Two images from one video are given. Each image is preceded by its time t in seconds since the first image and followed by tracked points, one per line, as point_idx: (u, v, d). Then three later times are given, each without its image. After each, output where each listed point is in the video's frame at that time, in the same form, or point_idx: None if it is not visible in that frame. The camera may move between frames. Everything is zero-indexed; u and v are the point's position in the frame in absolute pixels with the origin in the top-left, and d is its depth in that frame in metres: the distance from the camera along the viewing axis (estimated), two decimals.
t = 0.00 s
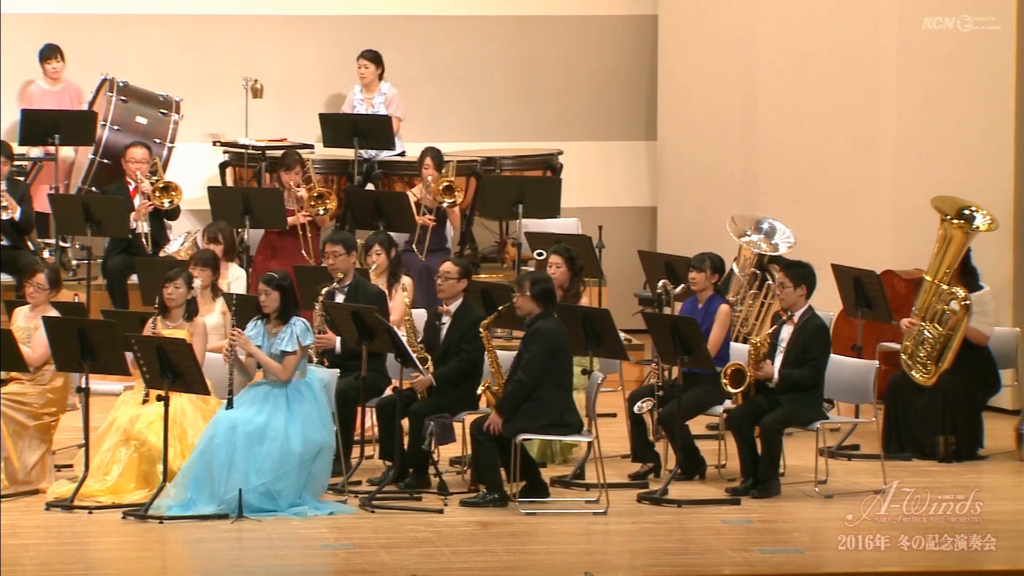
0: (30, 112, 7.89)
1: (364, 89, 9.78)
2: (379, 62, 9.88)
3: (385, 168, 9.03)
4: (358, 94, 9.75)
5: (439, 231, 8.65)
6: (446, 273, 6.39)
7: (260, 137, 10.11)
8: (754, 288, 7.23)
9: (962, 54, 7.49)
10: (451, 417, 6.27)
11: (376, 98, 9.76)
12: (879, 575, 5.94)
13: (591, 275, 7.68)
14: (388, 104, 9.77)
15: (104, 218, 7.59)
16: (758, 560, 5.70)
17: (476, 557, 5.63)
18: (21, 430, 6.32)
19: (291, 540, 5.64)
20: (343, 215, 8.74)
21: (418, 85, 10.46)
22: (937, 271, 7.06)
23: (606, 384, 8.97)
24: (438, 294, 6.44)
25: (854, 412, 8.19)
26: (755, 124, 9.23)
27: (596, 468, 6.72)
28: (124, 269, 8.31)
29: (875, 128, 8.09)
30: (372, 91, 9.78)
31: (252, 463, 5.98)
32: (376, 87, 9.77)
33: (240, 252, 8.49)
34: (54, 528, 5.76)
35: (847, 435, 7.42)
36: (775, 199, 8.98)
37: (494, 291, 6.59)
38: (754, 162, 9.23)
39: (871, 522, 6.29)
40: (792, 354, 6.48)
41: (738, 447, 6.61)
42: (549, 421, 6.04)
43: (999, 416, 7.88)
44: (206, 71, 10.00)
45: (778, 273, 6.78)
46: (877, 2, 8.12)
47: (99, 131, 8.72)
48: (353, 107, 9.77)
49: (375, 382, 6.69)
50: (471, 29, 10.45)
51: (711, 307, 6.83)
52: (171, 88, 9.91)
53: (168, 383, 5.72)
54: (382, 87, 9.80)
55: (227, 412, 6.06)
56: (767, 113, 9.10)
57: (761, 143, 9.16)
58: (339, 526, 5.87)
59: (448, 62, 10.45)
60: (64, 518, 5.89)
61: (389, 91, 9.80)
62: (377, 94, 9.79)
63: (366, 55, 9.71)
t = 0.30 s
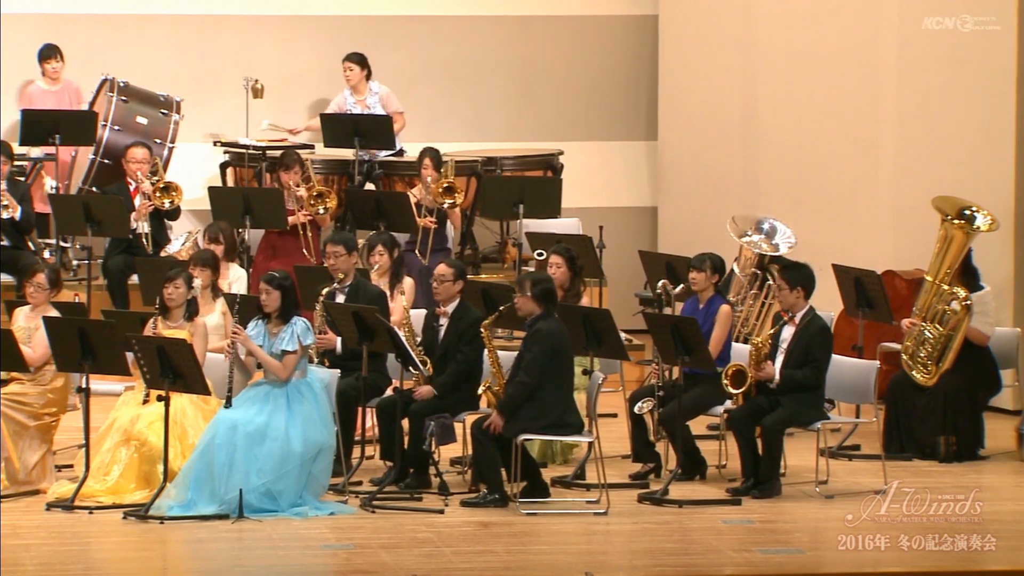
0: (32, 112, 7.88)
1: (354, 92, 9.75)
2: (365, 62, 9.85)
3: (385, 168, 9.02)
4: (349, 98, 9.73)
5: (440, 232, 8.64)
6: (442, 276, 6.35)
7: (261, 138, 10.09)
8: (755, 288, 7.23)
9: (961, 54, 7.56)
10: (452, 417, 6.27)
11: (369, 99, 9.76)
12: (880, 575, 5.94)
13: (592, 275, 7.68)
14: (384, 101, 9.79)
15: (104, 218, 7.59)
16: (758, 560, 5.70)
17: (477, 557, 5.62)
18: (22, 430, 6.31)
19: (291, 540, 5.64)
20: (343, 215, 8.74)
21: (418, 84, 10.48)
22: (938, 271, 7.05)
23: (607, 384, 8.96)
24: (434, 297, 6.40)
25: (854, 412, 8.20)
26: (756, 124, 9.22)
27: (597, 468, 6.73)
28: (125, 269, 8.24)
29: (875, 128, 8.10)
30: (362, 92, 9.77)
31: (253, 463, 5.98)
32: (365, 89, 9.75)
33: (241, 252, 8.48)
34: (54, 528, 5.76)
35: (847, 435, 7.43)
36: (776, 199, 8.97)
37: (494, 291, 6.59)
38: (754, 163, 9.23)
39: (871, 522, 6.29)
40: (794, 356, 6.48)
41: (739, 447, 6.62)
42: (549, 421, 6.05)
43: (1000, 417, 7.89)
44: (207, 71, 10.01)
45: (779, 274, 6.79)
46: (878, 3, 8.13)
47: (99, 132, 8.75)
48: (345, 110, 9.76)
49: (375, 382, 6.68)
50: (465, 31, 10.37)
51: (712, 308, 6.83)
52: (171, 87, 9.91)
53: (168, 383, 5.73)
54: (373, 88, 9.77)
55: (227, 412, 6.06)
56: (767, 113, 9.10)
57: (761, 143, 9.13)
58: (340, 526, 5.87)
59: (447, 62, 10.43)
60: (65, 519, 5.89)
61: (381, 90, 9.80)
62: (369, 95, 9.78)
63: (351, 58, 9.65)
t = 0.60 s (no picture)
0: (35, 113, 7.87)
1: (352, 96, 9.77)
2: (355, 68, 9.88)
3: (388, 168, 9.02)
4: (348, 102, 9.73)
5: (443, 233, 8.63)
6: (441, 278, 6.34)
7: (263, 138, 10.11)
8: (757, 288, 7.22)
9: (960, 53, 7.61)
10: (454, 418, 6.28)
11: (367, 101, 9.77)
12: None
13: (594, 275, 7.68)
14: (383, 99, 9.82)
15: (106, 218, 7.58)
16: (761, 561, 5.69)
17: (479, 558, 5.62)
18: (25, 430, 6.30)
19: (294, 541, 5.64)
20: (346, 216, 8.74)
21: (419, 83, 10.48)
22: (941, 272, 7.03)
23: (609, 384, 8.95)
24: (434, 299, 6.41)
25: (857, 412, 8.19)
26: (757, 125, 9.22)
27: (599, 468, 6.75)
28: (126, 270, 8.26)
29: (877, 129, 8.10)
30: (359, 96, 9.78)
31: (255, 463, 5.98)
32: (362, 91, 9.77)
33: (243, 253, 8.47)
34: (56, 529, 5.76)
35: (849, 436, 7.43)
36: (777, 199, 8.97)
37: (496, 292, 6.56)
38: (755, 162, 9.23)
39: (873, 522, 6.29)
40: (797, 356, 6.47)
41: (741, 448, 6.63)
42: (551, 421, 6.05)
43: (1002, 417, 7.89)
44: (209, 72, 10.02)
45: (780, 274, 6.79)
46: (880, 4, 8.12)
47: (102, 132, 8.75)
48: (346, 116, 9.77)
49: (377, 382, 6.67)
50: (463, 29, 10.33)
51: (713, 308, 6.85)
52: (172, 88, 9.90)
53: (171, 383, 5.73)
54: (369, 90, 9.78)
55: (230, 413, 6.06)
56: (768, 114, 9.10)
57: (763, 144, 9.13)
58: (342, 527, 5.87)
59: (447, 61, 10.37)
60: (66, 520, 5.89)
61: (378, 90, 9.79)
62: (366, 96, 9.79)
63: (343, 62, 9.66)
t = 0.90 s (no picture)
0: (38, 114, 7.86)
1: (354, 98, 9.67)
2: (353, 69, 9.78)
3: (392, 169, 9.01)
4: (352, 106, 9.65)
5: (447, 234, 8.60)
6: (445, 280, 6.30)
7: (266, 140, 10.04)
8: (761, 288, 7.21)
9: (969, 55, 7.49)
10: (459, 419, 6.28)
11: (370, 103, 9.71)
12: None
13: (598, 276, 7.66)
14: (384, 101, 9.81)
15: (110, 219, 7.56)
16: (766, 562, 5.67)
17: (483, 559, 5.60)
18: (28, 431, 6.29)
19: (298, 542, 5.63)
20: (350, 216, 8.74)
21: (422, 84, 10.46)
22: (946, 273, 6.99)
23: (613, 385, 8.94)
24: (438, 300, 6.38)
25: (861, 413, 8.18)
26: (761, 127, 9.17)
27: (603, 469, 6.74)
28: (129, 271, 8.26)
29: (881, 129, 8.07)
30: (361, 98, 9.69)
31: (258, 465, 5.98)
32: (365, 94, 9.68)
33: (247, 254, 8.46)
34: (60, 530, 5.75)
35: (854, 437, 7.42)
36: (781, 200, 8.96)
37: (501, 293, 6.64)
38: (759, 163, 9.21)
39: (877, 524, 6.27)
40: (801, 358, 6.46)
41: (745, 450, 6.62)
42: (555, 422, 6.05)
43: (1007, 419, 7.88)
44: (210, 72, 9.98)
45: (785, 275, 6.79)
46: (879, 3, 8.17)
47: (105, 132, 8.76)
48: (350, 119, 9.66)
49: (382, 383, 6.66)
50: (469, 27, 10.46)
51: (716, 309, 6.87)
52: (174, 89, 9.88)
53: (174, 384, 5.73)
54: (371, 92, 9.74)
55: (234, 414, 6.06)
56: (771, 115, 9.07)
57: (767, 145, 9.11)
58: (346, 527, 5.87)
59: (456, 64, 10.47)
60: (69, 521, 5.87)
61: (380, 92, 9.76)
62: (369, 99, 9.72)
63: (346, 64, 9.57)
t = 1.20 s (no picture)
0: (41, 114, 7.87)
1: (360, 100, 9.61)
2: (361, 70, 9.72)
3: (398, 170, 8.96)
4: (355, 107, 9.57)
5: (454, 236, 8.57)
6: (452, 282, 6.29)
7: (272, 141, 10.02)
8: (769, 290, 7.18)
9: (971, 58, 7.48)
10: (465, 421, 6.26)
11: (376, 105, 9.64)
12: None
13: (606, 278, 7.63)
14: (390, 103, 9.73)
15: (116, 221, 7.51)
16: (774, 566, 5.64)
17: (490, 562, 5.57)
18: (33, 434, 6.27)
19: (304, 545, 5.60)
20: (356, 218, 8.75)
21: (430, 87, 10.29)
22: (954, 275, 6.98)
23: (620, 388, 8.91)
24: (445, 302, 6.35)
25: (869, 416, 8.15)
26: (769, 128, 9.13)
27: (610, 472, 6.72)
28: (135, 274, 8.20)
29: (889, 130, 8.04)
30: (367, 100, 9.63)
31: (264, 467, 5.96)
32: (371, 96, 9.62)
33: (252, 256, 8.44)
34: (66, 533, 5.73)
35: (862, 439, 7.39)
36: (789, 201, 8.93)
37: (507, 294, 6.66)
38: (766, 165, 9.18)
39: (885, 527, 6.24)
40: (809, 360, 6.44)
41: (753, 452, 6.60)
42: (561, 424, 6.03)
43: (1016, 422, 7.84)
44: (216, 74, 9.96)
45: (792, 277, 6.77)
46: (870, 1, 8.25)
47: (110, 134, 8.66)
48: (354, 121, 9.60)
49: (388, 386, 6.64)
50: (479, 29, 10.29)
51: (724, 311, 6.84)
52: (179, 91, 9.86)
53: (180, 387, 5.72)
54: (377, 95, 9.68)
55: (240, 416, 6.05)
56: (780, 116, 9.02)
57: (775, 147, 9.07)
58: (352, 530, 5.85)
59: (463, 64, 10.29)
60: (76, 523, 5.86)
61: (386, 94, 9.71)
62: (375, 102, 9.65)
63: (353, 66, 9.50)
